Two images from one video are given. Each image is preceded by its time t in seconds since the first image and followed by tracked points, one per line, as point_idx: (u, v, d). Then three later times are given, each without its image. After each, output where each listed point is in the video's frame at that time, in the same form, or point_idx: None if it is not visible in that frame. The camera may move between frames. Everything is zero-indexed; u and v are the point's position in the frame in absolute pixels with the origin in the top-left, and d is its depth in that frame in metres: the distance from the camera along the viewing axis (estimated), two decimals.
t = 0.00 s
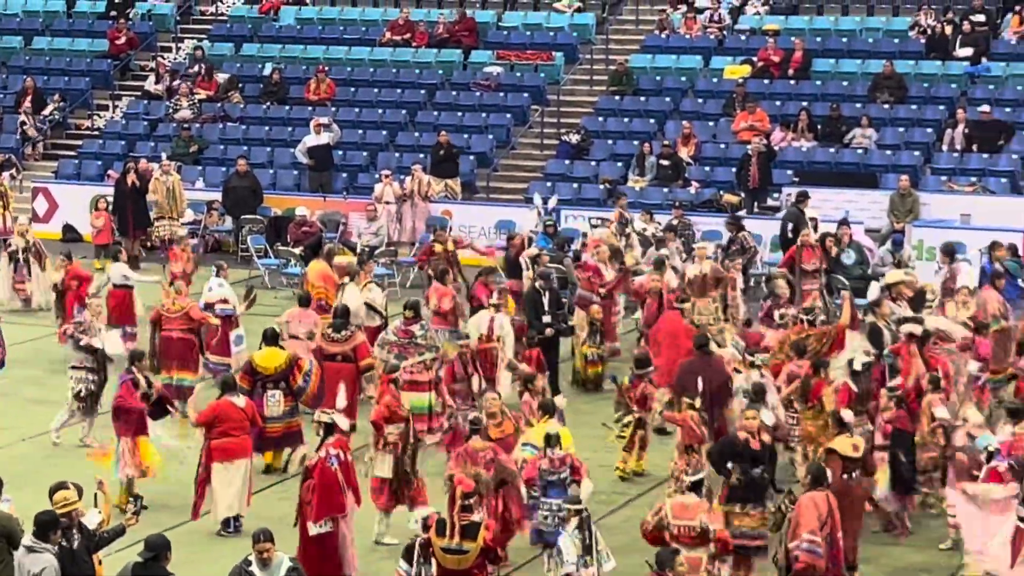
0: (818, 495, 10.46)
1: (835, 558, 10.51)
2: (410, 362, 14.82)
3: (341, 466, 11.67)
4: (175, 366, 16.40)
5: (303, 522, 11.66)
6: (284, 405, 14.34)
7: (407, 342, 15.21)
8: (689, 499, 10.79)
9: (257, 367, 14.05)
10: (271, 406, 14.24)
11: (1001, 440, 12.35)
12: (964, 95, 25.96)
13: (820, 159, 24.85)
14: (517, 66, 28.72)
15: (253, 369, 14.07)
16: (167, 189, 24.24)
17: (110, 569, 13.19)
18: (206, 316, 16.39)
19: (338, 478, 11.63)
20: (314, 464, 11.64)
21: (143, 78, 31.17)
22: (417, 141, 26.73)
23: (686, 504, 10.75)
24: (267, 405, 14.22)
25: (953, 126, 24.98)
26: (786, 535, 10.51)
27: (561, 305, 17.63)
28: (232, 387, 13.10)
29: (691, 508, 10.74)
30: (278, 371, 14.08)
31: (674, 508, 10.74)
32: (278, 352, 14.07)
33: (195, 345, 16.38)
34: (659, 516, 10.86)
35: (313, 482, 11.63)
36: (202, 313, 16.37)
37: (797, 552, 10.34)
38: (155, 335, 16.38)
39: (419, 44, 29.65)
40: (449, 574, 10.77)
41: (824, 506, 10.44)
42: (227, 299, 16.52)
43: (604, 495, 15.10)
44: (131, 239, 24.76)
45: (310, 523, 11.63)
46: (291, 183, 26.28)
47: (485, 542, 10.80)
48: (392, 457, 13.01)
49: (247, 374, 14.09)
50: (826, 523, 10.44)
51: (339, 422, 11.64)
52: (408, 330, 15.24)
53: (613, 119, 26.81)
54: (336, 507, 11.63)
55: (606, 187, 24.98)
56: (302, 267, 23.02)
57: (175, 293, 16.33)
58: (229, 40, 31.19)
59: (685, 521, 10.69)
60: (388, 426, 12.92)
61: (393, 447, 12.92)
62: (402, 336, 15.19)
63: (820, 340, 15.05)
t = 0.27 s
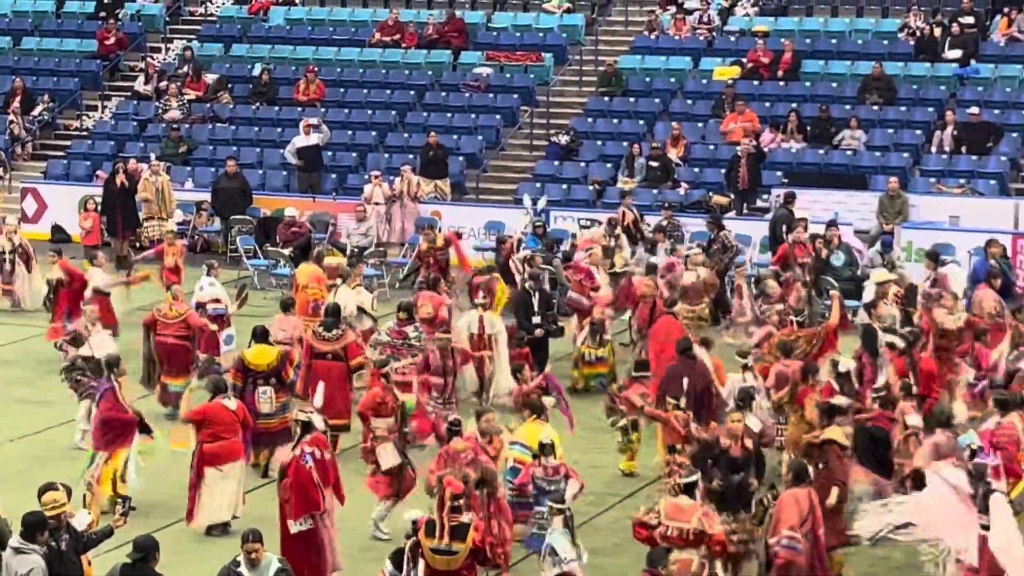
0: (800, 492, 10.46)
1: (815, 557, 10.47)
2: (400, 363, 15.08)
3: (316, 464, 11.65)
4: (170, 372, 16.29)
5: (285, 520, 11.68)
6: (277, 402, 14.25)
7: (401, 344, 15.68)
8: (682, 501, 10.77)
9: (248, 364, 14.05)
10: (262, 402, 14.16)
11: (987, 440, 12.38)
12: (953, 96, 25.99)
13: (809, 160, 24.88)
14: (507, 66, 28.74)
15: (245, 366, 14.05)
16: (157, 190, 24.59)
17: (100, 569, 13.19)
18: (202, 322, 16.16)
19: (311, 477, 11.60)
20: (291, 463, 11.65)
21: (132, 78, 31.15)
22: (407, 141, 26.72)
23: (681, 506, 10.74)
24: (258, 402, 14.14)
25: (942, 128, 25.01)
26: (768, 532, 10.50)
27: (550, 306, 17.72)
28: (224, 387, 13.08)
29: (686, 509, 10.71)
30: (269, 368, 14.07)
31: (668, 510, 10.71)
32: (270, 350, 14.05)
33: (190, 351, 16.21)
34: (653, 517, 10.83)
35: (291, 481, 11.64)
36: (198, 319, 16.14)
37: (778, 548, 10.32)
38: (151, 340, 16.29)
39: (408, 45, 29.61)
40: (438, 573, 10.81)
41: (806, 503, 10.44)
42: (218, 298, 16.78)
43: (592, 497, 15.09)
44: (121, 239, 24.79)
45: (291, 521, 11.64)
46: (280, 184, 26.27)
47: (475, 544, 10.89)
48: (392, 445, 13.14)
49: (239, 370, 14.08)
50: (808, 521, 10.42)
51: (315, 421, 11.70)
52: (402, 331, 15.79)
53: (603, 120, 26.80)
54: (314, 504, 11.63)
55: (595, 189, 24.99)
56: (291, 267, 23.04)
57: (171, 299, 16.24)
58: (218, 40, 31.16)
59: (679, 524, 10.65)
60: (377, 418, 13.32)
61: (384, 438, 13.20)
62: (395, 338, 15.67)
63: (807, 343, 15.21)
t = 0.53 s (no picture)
0: (778, 492, 10.46)
1: (792, 557, 10.48)
2: (387, 363, 15.32)
3: (293, 462, 11.61)
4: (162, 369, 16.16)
5: (260, 518, 11.70)
6: (266, 402, 14.21)
7: (386, 344, 15.88)
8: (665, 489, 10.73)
9: (235, 363, 14.10)
10: (249, 403, 14.09)
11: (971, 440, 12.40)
12: (941, 98, 26.01)
13: (796, 162, 24.90)
14: (495, 68, 28.73)
15: (232, 365, 14.10)
16: (144, 191, 24.64)
17: (87, 570, 13.16)
18: (195, 320, 16.05)
19: (288, 475, 11.55)
20: (268, 461, 11.61)
21: (120, 79, 31.12)
22: (394, 143, 26.71)
23: (664, 494, 10.63)
24: (245, 403, 14.09)
25: (930, 130, 25.03)
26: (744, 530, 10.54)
27: (539, 306, 17.63)
28: (212, 387, 13.06)
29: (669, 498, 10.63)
30: (256, 367, 14.11)
31: (652, 498, 10.66)
32: (256, 349, 14.12)
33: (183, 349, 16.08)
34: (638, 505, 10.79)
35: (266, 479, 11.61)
36: (191, 316, 16.01)
37: (750, 547, 10.38)
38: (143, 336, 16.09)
39: (396, 46, 29.60)
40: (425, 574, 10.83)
41: (783, 504, 10.44)
42: (210, 299, 16.72)
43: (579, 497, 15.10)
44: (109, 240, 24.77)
45: (264, 519, 11.66)
46: (268, 185, 26.23)
47: (463, 544, 10.84)
48: (377, 442, 13.36)
49: (225, 370, 14.12)
50: (784, 521, 10.42)
51: (294, 420, 11.74)
52: (388, 331, 15.94)
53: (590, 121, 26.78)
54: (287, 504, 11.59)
55: (583, 190, 25.00)
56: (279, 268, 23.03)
57: (165, 296, 16.05)
58: (206, 41, 31.13)
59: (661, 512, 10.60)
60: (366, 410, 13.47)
61: (370, 431, 13.41)
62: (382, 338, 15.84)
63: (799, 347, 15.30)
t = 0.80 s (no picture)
0: (756, 497, 10.60)
1: (772, 562, 10.60)
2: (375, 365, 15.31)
3: (275, 468, 11.76)
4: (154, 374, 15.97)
5: (242, 524, 11.79)
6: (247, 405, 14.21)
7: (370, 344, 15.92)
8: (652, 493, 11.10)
9: (216, 366, 14.07)
10: (230, 406, 14.12)
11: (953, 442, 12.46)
12: (928, 99, 26.05)
13: (784, 163, 24.94)
14: (483, 68, 28.73)
15: (213, 369, 14.07)
16: (132, 192, 24.62)
17: (75, 570, 13.15)
18: (186, 321, 15.94)
19: (271, 479, 11.70)
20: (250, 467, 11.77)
21: (108, 79, 31.10)
22: (382, 143, 26.71)
23: (650, 497, 11.05)
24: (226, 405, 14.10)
25: (917, 131, 25.06)
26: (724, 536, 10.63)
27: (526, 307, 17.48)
28: (195, 386, 13.10)
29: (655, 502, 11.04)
30: (238, 370, 14.09)
31: (638, 502, 11.03)
32: (238, 352, 14.10)
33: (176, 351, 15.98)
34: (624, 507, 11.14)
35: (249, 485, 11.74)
36: (183, 318, 15.90)
37: (729, 552, 10.45)
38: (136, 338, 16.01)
39: (384, 46, 29.59)
40: (411, 575, 10.83)
41: (762, 509, 10.56)
42: (199, 301, 16.76)
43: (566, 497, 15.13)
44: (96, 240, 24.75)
45: (247, 525, 11.75)
46: (256, 185, 26.20)
47: (450, 546, 10.87)
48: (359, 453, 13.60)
49: (207, 373, 14.08)
50: (763, 527, 10.53)
51: (276, 426, 11.91)
52: (372, 333, 15.99)
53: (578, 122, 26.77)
54: (269, 508, 11.71)
55: (571, 191, 25.02)
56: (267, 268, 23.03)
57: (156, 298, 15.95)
58: (194, 41, 31.10)
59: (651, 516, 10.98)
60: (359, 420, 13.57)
61: (360, 442, 13.60)
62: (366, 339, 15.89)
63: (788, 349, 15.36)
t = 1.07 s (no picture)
0: (740, 494, 10.65)
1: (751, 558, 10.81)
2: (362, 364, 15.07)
3: (259, 467, 11.83)
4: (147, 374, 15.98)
5: (225, 523, 11.87)
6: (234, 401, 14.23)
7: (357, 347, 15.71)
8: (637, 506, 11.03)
9: (202, 361, 14.13)
10: (216, 401, 14.10)
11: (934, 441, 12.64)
12: (917, 100, 26.07)
13: (772, 163, 24.97)
14: (472, 68, 28.72)
15: (199, 364, 14.15)
16: (121, 193, 24.62)
17: (62, 571, 13.13)
18: (180, 317, 16.00)
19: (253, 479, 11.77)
20: (234, 465, 11.82)
21: (96, 78, 31.06)
22: (371, 143, 26.70)
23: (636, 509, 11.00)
24: (213, 402, 14.07)
25: (905, 132, 25.08)
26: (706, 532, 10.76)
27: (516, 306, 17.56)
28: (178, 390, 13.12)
29: (641, 514, 10.98)
30: (224, 365, 14.16)
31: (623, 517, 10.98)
32: (223, 347, 14.16)
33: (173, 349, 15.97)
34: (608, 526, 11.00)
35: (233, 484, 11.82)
36: (176, 314, 15.96)
37: (712, 548, 10.62)
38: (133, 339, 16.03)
39: (373, 46, 29.59)
40: None
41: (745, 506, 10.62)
42: (188, 299, 16.75)
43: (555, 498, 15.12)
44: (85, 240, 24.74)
45: (230, 523, 11.84)
46: (244, 185, 26.17)
47: (439, 546, 10.92)
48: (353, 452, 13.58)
49: (192, 369, 14.18)
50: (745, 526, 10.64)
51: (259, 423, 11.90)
52: (358, 333, 15.87)
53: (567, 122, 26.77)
54: (253, 508, 11.81)
55: (560, 191, 25.02)
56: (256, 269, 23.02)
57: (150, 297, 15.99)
58: (182, 41, 31.06)
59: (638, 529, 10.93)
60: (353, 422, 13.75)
61: (355, 443, 13.66)
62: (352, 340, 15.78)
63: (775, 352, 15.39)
